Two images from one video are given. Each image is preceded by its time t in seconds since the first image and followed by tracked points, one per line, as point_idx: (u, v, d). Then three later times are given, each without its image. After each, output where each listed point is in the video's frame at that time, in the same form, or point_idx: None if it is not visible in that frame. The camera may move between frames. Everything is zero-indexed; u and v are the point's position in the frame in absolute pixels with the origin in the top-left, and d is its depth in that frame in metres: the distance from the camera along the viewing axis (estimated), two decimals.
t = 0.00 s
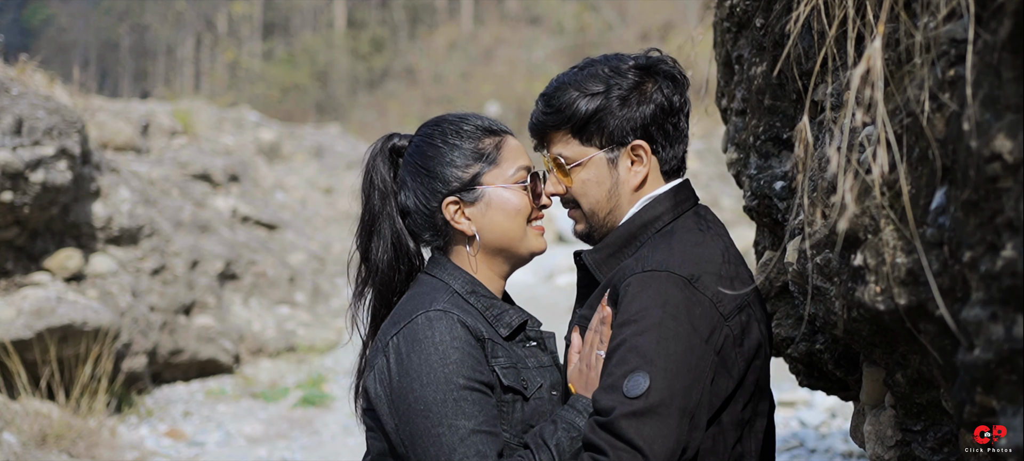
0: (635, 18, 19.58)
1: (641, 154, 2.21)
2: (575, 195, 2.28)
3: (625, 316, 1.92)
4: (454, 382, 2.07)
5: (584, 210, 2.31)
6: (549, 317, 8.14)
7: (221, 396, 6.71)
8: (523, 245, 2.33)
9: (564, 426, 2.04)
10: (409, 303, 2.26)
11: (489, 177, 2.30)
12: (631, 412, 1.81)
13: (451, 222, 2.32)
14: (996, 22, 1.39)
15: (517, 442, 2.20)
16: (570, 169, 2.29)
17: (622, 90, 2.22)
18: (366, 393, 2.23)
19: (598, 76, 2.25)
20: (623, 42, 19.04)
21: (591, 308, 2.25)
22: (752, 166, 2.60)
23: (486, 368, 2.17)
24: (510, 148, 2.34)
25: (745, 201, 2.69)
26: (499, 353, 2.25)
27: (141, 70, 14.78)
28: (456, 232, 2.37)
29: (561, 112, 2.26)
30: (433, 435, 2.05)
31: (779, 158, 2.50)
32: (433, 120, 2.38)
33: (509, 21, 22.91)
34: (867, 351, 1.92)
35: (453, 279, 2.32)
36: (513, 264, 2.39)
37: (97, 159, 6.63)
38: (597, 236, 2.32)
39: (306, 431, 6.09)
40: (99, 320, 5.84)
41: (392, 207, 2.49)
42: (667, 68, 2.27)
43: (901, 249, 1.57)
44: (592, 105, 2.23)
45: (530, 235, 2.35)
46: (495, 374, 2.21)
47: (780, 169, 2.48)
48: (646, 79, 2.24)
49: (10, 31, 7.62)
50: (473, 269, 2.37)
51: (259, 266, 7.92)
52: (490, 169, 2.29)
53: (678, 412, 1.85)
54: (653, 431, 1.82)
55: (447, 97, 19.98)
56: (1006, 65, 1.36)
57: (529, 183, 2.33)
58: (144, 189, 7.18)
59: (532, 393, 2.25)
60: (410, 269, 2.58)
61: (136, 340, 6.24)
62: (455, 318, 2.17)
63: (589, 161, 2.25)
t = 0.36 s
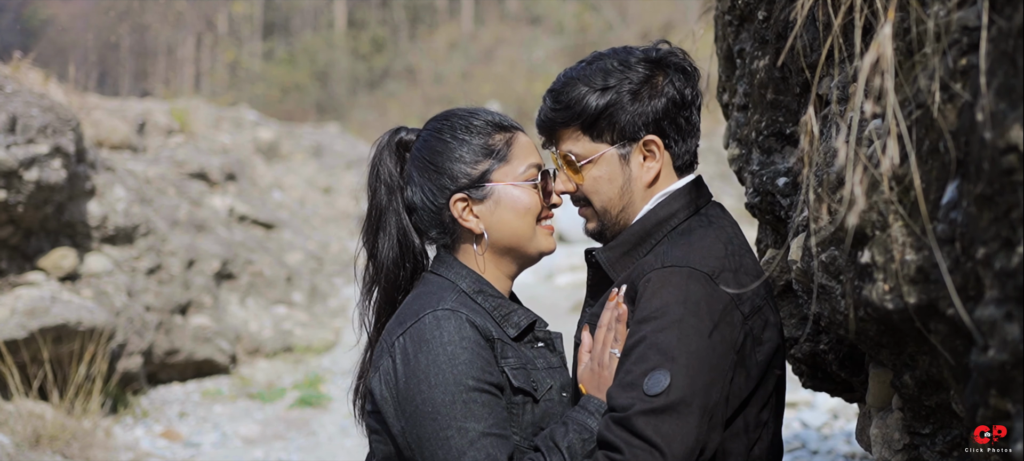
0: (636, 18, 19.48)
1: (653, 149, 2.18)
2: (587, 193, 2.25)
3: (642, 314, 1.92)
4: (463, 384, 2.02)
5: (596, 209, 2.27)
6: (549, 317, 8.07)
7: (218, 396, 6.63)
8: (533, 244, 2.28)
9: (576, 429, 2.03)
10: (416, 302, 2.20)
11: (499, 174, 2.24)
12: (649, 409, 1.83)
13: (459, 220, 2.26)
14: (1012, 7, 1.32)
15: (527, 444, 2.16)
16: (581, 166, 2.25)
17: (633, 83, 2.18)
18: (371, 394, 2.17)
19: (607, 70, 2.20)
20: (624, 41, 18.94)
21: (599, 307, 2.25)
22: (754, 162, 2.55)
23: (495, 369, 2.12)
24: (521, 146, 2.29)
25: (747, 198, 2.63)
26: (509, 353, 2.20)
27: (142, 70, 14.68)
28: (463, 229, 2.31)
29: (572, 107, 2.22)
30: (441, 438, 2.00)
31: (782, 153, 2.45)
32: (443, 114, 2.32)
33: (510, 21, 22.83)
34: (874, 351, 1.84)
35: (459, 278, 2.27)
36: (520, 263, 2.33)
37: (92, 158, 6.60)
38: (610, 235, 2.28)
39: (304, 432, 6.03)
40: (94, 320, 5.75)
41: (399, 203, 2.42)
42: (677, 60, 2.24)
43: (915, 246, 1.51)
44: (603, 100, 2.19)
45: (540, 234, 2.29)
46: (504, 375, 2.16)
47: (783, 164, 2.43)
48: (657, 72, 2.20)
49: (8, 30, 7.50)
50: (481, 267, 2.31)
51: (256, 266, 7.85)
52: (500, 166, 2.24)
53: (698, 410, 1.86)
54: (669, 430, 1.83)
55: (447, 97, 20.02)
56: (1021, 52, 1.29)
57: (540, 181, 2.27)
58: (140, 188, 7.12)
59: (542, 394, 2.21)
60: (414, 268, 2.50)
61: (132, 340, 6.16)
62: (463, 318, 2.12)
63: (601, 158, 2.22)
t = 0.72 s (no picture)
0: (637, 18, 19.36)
1: (666, 142, 2.13)
2: (598, 188, 2.19)
3: (661, 311, 1.87)
4: (474, 382, 1.95)
5: (607, 204, 2.21)
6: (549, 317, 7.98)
7: (214, 397, 6.53)
8: (541, 240, 2.21)
9: (590, 428, 1.98)
10: (423, 298, 2.14)
11: (507, 167, 2.18)
12: (671, 407, 1.79)
13: (465, 215, 2.19)
14: None
15: (540, 445, 2.10)
16: (591, 160, 2.19)
17: (644, 74, 2.13)
18: (377, 393, 2.11)
19: (617, 62, 2.15)
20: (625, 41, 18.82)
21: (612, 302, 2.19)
22: (757, 156, 2.49)
23: (507, 366, 2.05)
24: (528, 140, 2.23)
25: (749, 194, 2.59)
26: (519, 350, 2.15)
27: (142, 69, 14.59)
28: (470, 224, 2.24)
29: (582, 100, 2.17)
30: (452, 438, 1.93)
31: (786, 147, 2.39)
32: (448, 105, 2.26)
33: (510, 20, 22.72)
34: (882, 350, 1.79)
35: (465, 274, 2.20)
36: (527, 260, 2.27)
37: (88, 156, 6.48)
38: (621, 231, 2.22)
39: (300, 432, 5.95)
40: (88, 319, 5.64)
41: (401, 197, 2.36)
42: (689, 50, 2.19)
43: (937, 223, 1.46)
44: (614, 92, 2.13)
45: (547, 230, 2.22)
46: (516, 373, 2.10)
47: (788, 159, 2.36)
48: (668, 62, 2.15)
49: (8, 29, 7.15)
50: (487, 264, 2.24)
51: (254, 265, 7.78)
52: (508, 159, 2.18)
53: (721, 408, 1.83)
54: (690, 427, 1.80)
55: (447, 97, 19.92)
56: None
57: (548, 176, 2.23)
58: (136, 187, 7.06)
59: (553, 392, 2.15)
60: (413, 265, 2.47)
61: (127, 340, 6.08)
62: (473, 314, 2.06)
63: (612, 152, 2.16)
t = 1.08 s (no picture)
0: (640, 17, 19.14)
1: (679, 133, 2.17)
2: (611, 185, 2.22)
3: (681, 309, 1.91)
4: (484, 381, 1.93)
5: (620, 199, 2.24)
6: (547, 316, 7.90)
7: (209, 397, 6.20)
8: (547, 236, 2.15)
9: (604, 429, 1.93)
10: (427, 293, 2.09)
11: (513, 160, 2.13)
12: (693, 405, 1.82)
13: (470, 207, 2.13)
14: None
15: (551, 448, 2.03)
16: (602, 154, 2.22)
17: (654, 63, 2.15)
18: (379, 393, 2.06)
19: (624, 52, 2.17)
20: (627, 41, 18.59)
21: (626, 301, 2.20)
22: (759, 149, 2.44)
23: (518, 366, 2.02)
24: (535, 133, 2.18)
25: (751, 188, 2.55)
26: (530, 349, 2.08)
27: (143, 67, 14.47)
28: (474, 217, 2.17)
29: (588, 92, 2.19)
30: (463, 438, 1.91)
31: (790, 140, 2.34)
32: (452, 96, 2.20)
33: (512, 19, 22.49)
34: (891, 349, 1.76)
35: (469, 269, 2.13)
36: (534, 256, 2.19)
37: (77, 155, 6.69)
38: (632, 227, 2.25)
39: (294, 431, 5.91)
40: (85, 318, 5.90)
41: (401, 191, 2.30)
42: (699, 37, 2.21)
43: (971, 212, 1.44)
44: (621, 84, 2.16)
45: (554, 226, 2.17)
46: (526, 372, 2.04)
47: (792, 152, 2.31)
48: (677, 51, 2.18)
49: None
50: (492, 258, 2.17)
51: (248, 264, 7.74)
52: (513, 151, 2.13)
53: (743, 409, 1.86)
54: (712, 426, 1.83)
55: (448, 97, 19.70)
56: None
57: (556, 169, 2.17)
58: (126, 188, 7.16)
59: (563, 392, 2.09)
60: (414, 264, 2.42)
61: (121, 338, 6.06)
62: (481, 310, 2.02)
63: (622, 146, 2.20)
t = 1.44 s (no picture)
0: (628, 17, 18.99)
1: (689, 128, 2.40)
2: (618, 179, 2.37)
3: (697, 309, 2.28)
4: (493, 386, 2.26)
5: (630, 193, 2.41)
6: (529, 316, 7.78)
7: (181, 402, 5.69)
8: (551, 235, 2.26)
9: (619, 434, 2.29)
10: (434, 294, 2.33)
11: (517, 156, 2.21)
12: (707, 409, 2.18)
13: (474, 205, 2.26)
14: None
15: (560, 453, 2.27)
16: (611, 148, 2.34)
17: (664, 59, 2.33)
18: (380, 399, 2.33)
19: (633, 44, 2.28)
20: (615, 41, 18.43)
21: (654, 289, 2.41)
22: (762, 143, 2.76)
23: (524, 369, 2.30)
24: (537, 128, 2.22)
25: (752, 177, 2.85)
26: (537, 353, 2.33)
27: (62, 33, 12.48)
28: (476, 216, 2.29)
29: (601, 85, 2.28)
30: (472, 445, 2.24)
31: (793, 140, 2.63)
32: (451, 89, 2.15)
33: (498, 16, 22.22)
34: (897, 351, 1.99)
35: (476, 272, 2.34)
36: (538, 256, 2.34)
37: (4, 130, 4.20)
38: (642, 222, 2.42)
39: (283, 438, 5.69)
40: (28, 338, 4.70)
41: (400, 189, 2.19)
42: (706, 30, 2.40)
43: (968, 209, 1.80)
44: (632, 77, 2.31)
45: (559, 224, 2.26)
46: (533, 375, 2.30)
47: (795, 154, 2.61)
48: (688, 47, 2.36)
49: None
50: (496, 258, 2.35)
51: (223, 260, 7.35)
52: (518, 147, 2.21)
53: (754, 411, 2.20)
54: (725, 428, 2.18)
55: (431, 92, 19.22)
56: None
57: (561, 165, 2.24)
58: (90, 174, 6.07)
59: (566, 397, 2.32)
60: (413, 263, 2.31)
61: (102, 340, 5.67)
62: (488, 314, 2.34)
63: (632, 140, 2.36)
